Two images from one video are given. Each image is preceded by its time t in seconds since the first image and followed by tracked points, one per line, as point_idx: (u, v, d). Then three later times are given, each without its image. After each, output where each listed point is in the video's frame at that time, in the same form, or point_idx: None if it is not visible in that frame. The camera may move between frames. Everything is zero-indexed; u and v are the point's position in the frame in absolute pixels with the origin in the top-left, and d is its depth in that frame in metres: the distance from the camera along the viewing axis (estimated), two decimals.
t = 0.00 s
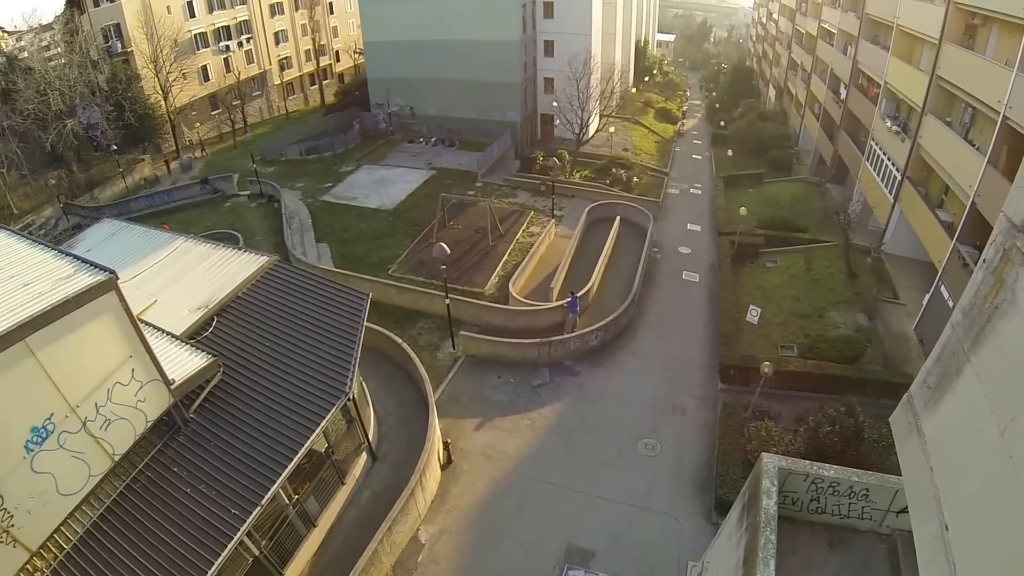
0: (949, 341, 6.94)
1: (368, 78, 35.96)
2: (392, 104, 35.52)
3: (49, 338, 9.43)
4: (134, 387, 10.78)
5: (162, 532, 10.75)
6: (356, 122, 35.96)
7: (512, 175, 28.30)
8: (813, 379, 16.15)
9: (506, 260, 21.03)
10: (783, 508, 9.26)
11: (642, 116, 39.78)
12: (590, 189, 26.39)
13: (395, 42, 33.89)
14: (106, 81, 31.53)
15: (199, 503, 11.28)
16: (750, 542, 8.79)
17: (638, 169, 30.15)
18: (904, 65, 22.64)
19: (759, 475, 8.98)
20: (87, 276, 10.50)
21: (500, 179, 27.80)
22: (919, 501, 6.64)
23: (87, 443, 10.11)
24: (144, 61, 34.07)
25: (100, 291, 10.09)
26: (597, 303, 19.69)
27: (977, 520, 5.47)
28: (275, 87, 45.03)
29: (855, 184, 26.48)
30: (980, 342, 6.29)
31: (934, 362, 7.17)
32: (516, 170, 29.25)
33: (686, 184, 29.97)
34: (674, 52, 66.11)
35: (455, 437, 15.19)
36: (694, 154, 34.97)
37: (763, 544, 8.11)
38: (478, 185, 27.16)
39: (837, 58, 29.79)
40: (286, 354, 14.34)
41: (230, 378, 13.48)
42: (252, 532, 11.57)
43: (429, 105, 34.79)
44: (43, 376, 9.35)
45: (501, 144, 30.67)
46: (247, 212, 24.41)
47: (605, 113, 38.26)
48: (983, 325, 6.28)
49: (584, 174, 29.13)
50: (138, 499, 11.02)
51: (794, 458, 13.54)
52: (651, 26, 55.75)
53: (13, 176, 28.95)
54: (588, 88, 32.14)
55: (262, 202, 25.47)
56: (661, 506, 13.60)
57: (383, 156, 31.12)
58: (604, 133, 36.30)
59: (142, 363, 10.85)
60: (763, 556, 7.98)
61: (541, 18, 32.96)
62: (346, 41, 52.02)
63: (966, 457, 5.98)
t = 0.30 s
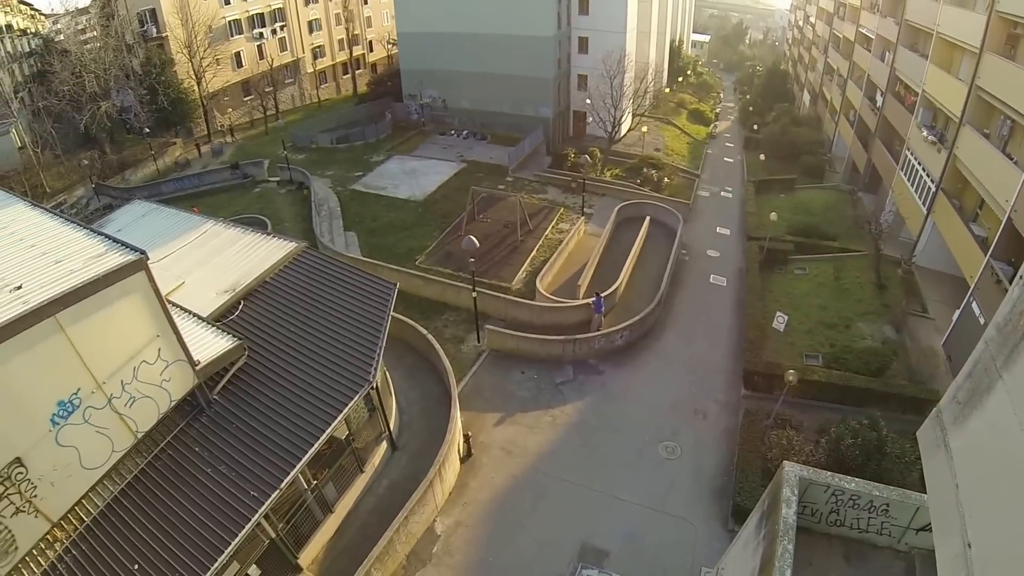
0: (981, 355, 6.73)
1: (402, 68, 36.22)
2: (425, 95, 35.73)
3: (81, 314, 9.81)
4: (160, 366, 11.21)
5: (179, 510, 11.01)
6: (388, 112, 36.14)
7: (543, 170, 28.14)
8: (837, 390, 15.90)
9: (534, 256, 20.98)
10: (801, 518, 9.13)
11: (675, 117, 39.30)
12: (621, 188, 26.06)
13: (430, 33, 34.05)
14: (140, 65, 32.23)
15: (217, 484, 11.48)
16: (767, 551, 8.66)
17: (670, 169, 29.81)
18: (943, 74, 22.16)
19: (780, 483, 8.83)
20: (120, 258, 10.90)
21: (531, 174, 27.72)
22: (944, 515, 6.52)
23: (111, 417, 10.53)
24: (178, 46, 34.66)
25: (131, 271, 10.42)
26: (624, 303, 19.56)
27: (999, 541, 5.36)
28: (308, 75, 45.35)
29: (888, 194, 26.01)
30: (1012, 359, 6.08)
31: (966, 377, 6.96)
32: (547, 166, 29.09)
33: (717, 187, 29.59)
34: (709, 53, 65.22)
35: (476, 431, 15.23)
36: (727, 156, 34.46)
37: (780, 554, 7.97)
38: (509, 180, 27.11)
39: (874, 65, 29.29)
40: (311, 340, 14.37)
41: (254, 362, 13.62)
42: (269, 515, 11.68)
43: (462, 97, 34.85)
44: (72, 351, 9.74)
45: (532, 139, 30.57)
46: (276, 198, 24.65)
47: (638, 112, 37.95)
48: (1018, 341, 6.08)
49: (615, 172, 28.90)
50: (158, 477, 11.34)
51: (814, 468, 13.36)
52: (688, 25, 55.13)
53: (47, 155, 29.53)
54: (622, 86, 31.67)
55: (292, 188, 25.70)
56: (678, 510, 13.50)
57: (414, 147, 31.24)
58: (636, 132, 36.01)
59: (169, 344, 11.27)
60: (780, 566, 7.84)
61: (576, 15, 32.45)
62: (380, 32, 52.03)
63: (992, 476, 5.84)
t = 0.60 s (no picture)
0: (1013, 372, 6.57)
1: (435, 60, 36.37)
2: (456, 88, 35.86)
3: (112, 291, 10.10)
4: (186, 346, 11.52)
5: (198, 488, 11.21)
6: (421, 102, 36.33)
7: (574, 168, 28.03)
8: (861, 403, 15.67)
9: (562, 253, 20.94)
10: (818, 529, 8.98)
11: (708, 118, 38.84)
12: (651, 188, 25.78)
13: (467, 25, 34.00)
14: (175, 50, 32.66)
15: (237, 464, 11.64)
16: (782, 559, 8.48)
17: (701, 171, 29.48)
18: (983, 85, 21.65)
19: (801, 492, 8.60)
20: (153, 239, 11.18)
21: (562, 171, 27.64)
22: (966, 532, 6.41)
23: (136, 394, 10.85)
24: (213, 32, 34.75)
25: (162, 252, 10.68)
26: (650, 304, 19.43)
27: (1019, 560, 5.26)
28: (341, 64, 45.62)
29: (921, 206, 25.55)
30: None
31: (996, 394, 6.80)
32: (579, 163, 29.02)
33: (748, 191, 29.15)
34: (744, 55, 64.29)
35: (496, 425, 15.29)
36: (758, 161, 34.00)
37: (796, 563, 7.75)
38: (540, 175, 27.04)
39: (912, 73, 28.77)
40: (336, 326, 14.41)
41: (279, 346, 13.74)
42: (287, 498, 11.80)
43: (495, 91, 34.83)
44: (102, 327, 10.06)
45: (564, 135, 30.44)
46: (306, 185, 24.88)
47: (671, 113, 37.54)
48: None
49: (646, 172, 28.68)
50: (179, 455, 11.56)
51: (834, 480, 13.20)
52: (724, 26, 54.55)
53: (82, 135, 30.10)
54: (655, 85, 31.24)
55: (322, 175, 25.92)
56: (695, 514, 13.42)
57: (446, 139, 31.31)
58: (668, 133, 35.69)
59: (196, 325, 11.57)
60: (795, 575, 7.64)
61: (612, 13, 32.17)
62: (414, 23, 52.01)
63: (1016, 494, 5.71)
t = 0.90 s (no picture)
0: None
1: (470, 53, 36.58)
2: (490, 81, 35.99)
3: (141, 270, 10.33)
4: (213, 327, 11.76)
5: (216, 467, 11.46)
6: (454, 95, 36.52)
7: (606, 166, 27.94)
8: (885, 416, 15.43)
9: (590, 251, 20.90)
10: (835, 541, 8.86)
11: (741, 121, 38.42)
12: (682, 190, 25.38)
13: (504, 20, 34.03)
14: (210, 35, 33.05)
15: (257, 445, 11.83)
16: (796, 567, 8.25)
17: (733, 175, 29.14)
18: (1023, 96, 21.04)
19: (821, 502, 8.33)
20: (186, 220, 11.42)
21: (593, 168, 27.50)
22: (986, 549, 6.29)
23: (163, 372, 11.12)
24: (249, 18, 35.17)
25: (193, 233, 10.88)
26: (677, 306, 19.29)
27: None
28: (375, 54, 45.79)
29: (955, 219, 25.05)
30: None
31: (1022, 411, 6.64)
32: (611, 161, 28.92)
33: (779, 196, 28.69)
34: (780, 57, 63.09)
35: (518, 420, 15.36)
36: (790, 166, 33.49)
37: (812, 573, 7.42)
38: (571, 172, 26.93)
39: (950, 81, 28.21)
40: (363, 314, 14.43)
41: (305, 331, 13.87)
42: (306, 481, 11.91)
43: (529, 86, 34.84)
44: (131, 304, 10.32)
45: (598, 134, 30.25)
46: (337, 173, 25.14)
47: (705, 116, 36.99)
48: None
49: (677, 173, 28.43)
50: (201, 433, 11.87)
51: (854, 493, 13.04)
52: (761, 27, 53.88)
53: (116, 115, 30.62)
54: (690, 86, 30.45)
55: (353, 164, 26.13)
56: (711, 519, 13.33)
57: (478, 132, 31.35)
58: (700, 134, 35.38)
59: (223, 306, 11.79)
60: None
61: (648, 11, 31.83)
62: (450, 16, 51.79)
63: None
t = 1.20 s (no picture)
0: None
1: (505, 47, 36.67)
2: (524, 76, 36.02)
3: (170, 250, 10.59)
4: (240, 309, 12.06)
5: (236, 448, 11.66)
6: (488, 88, 36.67)
7: (638, 165, 27.79)
8: (908, 431, 15.18)
9: (620, 249, 20.80)
10: (852, 553, 8.76)
11: (775, 125, 37.85)
12: (715, 193, 25.16)
13: (540, 15, 34.07)
14: (245, 21, 33.25)
15: (277, 429, 11.98)
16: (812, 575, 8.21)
17: (765, 179, 28.76)
18: None
19: (839, 512, 8.26)
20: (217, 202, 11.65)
21: (626, 167, 27.29)
22: (1005, 566, 6.13)
23: (187, 350, 11.47)
24: (285, 6, 35.07)
25: (223, 216, 11.09)
26: (704, 309, 19.12)
27: None
28: (409, 45, 45.86)
29: (990, 233, 24.52)
30: None
31: None
32: (643, 161, 28.74)
33: (811, 203, 28.23)
34: (816, 61, 61.95)
35: (539, 415, 15.39)
36: (823, 172, 32.92)
37: None
38: (603, 170, 26.81)
39: (990, 92, 27.63)
40: (389, 303, 14.38)
41: (330, 318, 13.93)
42: (325, 466, 11.96)
43: (564, 82, 34.76)
44: (159, 283, 10.63)
45: (631, 132, 30.03)
46: (367, 162, 25.37)
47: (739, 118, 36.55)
48: None
49: (709, 175, 28.19)
50: (224, 414, 12.11)
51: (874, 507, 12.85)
52: (799, 31, 53.08)
53: (149, 97, 31.06)
54: (724, 88, 30.08)
55: (384, 154, 26.31)
56: (727, 525, 13.23)
57: (511, 126, 31.34)
58: (733, 137, 34.99)
59: (251, 289, 12.07)
60: None
61: (684, 10, 31.36)
62: (485, 10, 51.46)
63: None
